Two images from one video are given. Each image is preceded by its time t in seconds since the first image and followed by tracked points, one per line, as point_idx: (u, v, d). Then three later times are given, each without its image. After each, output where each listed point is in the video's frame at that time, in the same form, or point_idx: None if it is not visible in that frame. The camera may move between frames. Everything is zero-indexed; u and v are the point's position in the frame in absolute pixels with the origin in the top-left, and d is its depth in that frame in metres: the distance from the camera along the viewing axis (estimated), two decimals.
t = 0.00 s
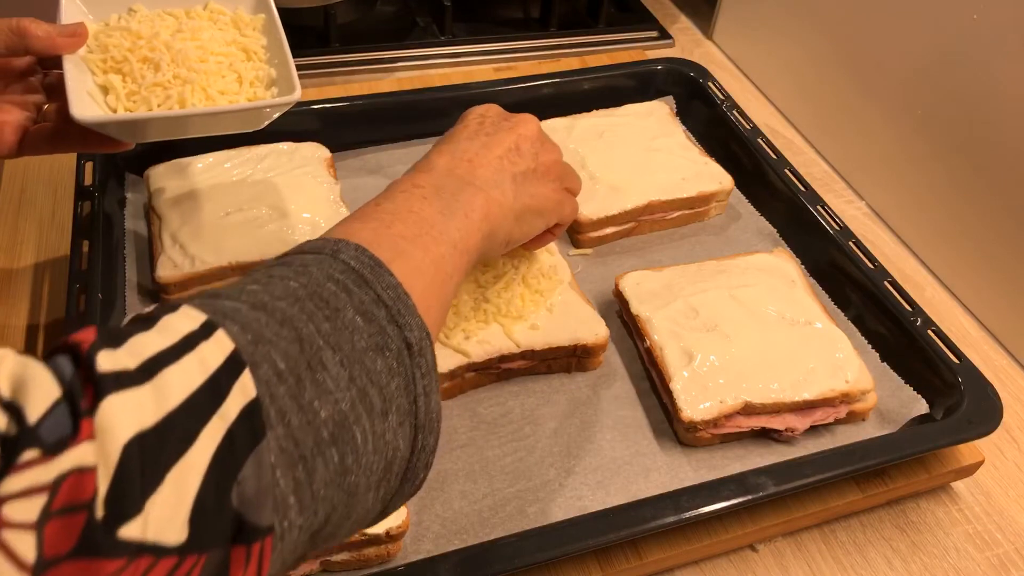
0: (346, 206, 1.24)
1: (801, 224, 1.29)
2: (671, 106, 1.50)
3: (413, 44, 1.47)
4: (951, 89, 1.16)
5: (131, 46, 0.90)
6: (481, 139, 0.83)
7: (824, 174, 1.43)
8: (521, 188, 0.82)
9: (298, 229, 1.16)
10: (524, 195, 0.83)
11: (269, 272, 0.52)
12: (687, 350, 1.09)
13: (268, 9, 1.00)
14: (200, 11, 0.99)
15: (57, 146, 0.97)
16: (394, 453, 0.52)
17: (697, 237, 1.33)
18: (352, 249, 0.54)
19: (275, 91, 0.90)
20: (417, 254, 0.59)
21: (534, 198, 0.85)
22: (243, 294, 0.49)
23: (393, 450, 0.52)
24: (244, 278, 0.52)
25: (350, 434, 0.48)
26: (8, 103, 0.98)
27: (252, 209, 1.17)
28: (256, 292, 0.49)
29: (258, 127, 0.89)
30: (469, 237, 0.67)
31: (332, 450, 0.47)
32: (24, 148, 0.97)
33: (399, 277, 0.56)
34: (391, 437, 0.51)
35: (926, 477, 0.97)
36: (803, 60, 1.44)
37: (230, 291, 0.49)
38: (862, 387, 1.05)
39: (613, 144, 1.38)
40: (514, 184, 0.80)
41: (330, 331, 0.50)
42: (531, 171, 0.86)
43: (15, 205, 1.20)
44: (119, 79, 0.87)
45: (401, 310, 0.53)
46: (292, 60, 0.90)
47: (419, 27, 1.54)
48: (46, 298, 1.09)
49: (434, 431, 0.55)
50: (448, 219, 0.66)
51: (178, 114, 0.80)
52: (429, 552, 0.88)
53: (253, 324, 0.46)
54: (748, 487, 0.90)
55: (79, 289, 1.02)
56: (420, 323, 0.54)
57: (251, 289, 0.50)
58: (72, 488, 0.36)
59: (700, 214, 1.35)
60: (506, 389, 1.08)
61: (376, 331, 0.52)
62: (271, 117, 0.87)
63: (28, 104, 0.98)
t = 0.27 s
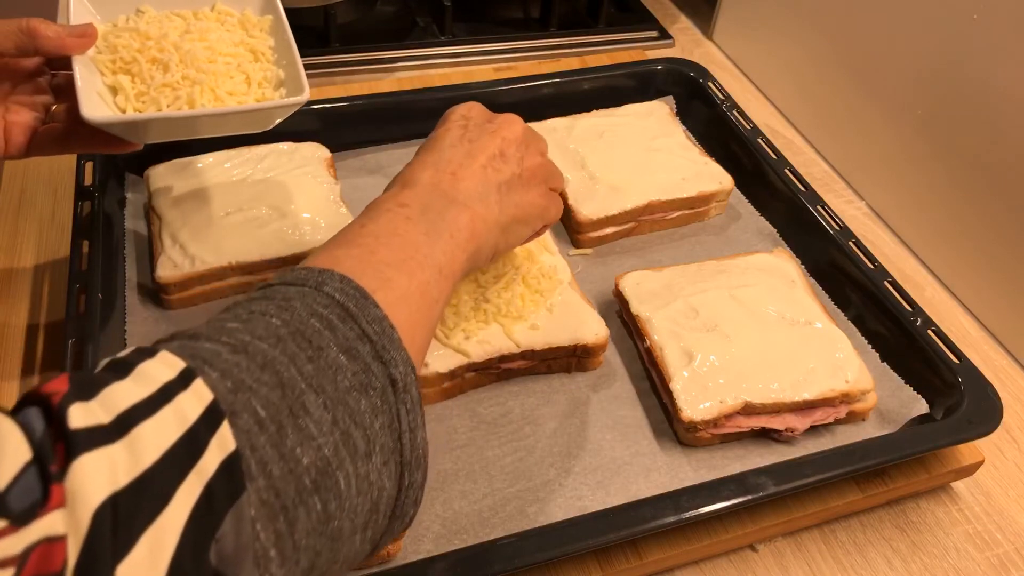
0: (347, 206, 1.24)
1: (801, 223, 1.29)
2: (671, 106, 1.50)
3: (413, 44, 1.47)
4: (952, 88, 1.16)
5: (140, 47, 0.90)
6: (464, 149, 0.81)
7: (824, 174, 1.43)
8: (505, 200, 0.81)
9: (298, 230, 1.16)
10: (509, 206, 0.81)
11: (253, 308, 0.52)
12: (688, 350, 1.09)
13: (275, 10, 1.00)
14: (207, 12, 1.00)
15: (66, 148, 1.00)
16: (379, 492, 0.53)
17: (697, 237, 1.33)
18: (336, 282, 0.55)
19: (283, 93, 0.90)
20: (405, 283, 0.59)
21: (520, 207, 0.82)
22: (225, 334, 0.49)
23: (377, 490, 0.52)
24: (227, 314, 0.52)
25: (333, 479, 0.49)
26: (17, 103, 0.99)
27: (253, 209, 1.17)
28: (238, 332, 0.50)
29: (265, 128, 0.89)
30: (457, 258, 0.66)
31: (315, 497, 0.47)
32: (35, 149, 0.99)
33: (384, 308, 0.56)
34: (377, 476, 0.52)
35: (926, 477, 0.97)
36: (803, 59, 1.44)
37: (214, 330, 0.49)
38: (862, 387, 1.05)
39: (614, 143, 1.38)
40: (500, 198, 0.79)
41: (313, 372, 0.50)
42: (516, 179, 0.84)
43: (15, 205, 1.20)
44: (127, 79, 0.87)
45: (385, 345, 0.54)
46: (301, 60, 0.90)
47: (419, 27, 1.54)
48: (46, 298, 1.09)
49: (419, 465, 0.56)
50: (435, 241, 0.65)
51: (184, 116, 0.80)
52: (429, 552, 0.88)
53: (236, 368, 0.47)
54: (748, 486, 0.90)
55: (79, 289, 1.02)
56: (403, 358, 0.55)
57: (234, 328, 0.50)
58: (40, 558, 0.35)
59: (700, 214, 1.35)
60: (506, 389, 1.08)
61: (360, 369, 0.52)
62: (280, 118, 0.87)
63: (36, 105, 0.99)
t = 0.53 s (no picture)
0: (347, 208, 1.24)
1: (801, 224, 1.29)
2: (671, 106, 1.50)
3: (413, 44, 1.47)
4: (952, 89, 1.16)
5: (179, 71, 0.89)
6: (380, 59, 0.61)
7: (824, 174, 1.43)
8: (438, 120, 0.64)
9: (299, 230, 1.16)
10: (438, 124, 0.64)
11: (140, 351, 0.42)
12: (688, 351, 1.08)
13: (314, 38, 0.97)
14: (246, 36, 0.97)
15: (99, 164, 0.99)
16: (316, 548, 0.44)
17: (697, 237, 1.33)
18: (242, 298, 0.44)
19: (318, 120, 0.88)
20: (316, 267, 0.48)
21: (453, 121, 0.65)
22: (111, 408, 0.39)
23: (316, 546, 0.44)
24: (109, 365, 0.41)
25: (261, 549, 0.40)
26: (52, 117, 0.97)
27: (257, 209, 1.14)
28: (127, 403, 0.39)
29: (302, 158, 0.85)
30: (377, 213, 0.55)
31: None
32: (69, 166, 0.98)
33: (295, 312, 0.46)
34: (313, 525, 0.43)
35: (926, 477, 0.97)
36: (803, 59, 1.44)
37: (98, 402, 0.39)
38: (862, 387, 1.05)
39: (614, 144, 1.38)
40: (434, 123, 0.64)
41: (224, 438, 0.40)
42: (442, 99, 0.65)
43: (15, 206, 1.20)
44: (164, 103, 0.87)
45: (305, 372, 0.44)
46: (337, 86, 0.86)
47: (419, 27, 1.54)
48: (45, 298, 1.08)
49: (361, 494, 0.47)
50: (352, 198, 0.52)
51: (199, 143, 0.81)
52: (429, 552, 0.88)
53: (130, 466, 0.37)
54: (748, 487, 0.90)
55: (79, 289, 1.03)
56: (326, 383, 0.46)
57: (122, 396, 0.39)
58: None
59: (701, 214, 1.35)
60: (505, 389, 1.08)
61: (276, 412, 0.43)
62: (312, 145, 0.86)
63: (70, 120, 0.97)
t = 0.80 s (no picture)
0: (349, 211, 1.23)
1: (801, 224, 1.29)
2: (671, 107, 1.50)
3: (414, 44, 1.47)
4: (953, 90, 1.16)
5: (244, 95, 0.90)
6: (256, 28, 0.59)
7: (824, 174, 1.43)
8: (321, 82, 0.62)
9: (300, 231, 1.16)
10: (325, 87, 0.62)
11: (43, 334, 0.40)
12: (687, 350, 1.09)
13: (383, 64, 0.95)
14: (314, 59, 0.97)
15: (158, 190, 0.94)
16: (257, 499, 0.44)
17: (697, 237, 1.33)
18: (142, 266, 0.43)
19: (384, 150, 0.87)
20: (220, 235, 0.47)
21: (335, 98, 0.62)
22: (24, 391, 0.37)
23: (257, 500, 0.44)
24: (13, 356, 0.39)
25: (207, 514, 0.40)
26: (115, 138, 0.92)
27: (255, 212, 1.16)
28: (39, 386, 0.38)
29: (363, 184, 0.85)
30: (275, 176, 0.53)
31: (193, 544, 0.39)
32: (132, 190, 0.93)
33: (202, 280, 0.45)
34: (250, 479, 0.43)
35: (926, 477, 0.97)
36: (803, 59, 1.44)
37: (8, 389, 0.37)
38: (862, 387, 1.05)
39: (614, 144, 1.38)
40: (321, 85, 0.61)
41: (149, 406, 0.40)
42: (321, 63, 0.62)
43: (15, 208, 1.20)
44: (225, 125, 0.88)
45: (223, 332, 0.44)
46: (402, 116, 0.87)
47: (420, 27, 1.54)
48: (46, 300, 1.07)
49: (288, 443, 0.47)
50: (243, 161, 0.50)
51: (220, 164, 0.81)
52: (429, 552, 0.88)
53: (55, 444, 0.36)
54: (748, 486, 0.90)
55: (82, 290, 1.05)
56: (248, 341, 0.46)
57: (33, 381, 0.38)
58: None
59: (701, 214, 1.35)
60: (505, 389, 1.08)
61: (201, 376, 0.42)
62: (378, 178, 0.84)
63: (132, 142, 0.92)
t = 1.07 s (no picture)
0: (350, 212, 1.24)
1: (801, 224, 1.29)
2: (671, 107, 1.50)
3: (414, 44, 1.47)
4: (952, 90, 1.16)
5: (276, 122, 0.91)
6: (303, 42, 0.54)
7: (824, 174, 1.43)
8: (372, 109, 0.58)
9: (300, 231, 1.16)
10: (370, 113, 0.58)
11: (53, 384, 0.38)
12: (687, 350, 1.09)
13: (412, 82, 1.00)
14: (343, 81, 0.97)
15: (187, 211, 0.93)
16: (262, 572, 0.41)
17: (697, 237, 1.33)
18: (165, 317, 0.41)
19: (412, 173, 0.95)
20: (254, 290, 0.44)
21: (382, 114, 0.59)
22: (26, 448, 0.36)
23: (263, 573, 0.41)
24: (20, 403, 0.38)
25: None
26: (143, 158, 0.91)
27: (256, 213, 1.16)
28: (41, 443, 0.36)
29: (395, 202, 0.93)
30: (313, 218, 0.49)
31: None
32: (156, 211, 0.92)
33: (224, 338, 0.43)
34: (252, 554, 0.40)
35: (926, 477, 0.97)
36: (803, 59, 1.44)
37: (9, 445, 0.36)
38: (862, 387, 1.05)
39: (614, 144, 1.38)
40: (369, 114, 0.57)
41: (150, 474, 0.37)
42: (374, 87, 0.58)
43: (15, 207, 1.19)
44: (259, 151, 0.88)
45: (235, 395, 0.42)
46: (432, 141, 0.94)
47: (420, 27, 1.54)
48: (46, 299, 1.08)
49: (298, 508, 0.44)
50: (281, 207, 0.47)
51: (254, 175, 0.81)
52: (429, 552, 0.88)
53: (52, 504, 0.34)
54: (747, 486, 0.90)
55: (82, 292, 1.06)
56: (264, 405, 0.43)
57: (36, 438, 0.36)
58: None
59: (701, 214, 1.35)
60: (505, 389, 1.08)
61: (206, 441, 0.40)
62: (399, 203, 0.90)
63: (161, 163, 0.91)
